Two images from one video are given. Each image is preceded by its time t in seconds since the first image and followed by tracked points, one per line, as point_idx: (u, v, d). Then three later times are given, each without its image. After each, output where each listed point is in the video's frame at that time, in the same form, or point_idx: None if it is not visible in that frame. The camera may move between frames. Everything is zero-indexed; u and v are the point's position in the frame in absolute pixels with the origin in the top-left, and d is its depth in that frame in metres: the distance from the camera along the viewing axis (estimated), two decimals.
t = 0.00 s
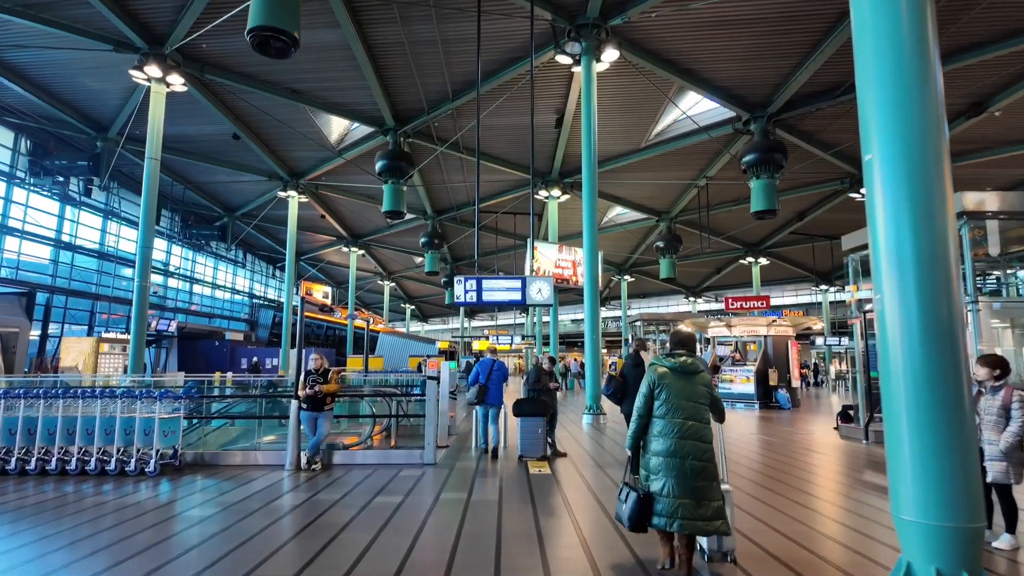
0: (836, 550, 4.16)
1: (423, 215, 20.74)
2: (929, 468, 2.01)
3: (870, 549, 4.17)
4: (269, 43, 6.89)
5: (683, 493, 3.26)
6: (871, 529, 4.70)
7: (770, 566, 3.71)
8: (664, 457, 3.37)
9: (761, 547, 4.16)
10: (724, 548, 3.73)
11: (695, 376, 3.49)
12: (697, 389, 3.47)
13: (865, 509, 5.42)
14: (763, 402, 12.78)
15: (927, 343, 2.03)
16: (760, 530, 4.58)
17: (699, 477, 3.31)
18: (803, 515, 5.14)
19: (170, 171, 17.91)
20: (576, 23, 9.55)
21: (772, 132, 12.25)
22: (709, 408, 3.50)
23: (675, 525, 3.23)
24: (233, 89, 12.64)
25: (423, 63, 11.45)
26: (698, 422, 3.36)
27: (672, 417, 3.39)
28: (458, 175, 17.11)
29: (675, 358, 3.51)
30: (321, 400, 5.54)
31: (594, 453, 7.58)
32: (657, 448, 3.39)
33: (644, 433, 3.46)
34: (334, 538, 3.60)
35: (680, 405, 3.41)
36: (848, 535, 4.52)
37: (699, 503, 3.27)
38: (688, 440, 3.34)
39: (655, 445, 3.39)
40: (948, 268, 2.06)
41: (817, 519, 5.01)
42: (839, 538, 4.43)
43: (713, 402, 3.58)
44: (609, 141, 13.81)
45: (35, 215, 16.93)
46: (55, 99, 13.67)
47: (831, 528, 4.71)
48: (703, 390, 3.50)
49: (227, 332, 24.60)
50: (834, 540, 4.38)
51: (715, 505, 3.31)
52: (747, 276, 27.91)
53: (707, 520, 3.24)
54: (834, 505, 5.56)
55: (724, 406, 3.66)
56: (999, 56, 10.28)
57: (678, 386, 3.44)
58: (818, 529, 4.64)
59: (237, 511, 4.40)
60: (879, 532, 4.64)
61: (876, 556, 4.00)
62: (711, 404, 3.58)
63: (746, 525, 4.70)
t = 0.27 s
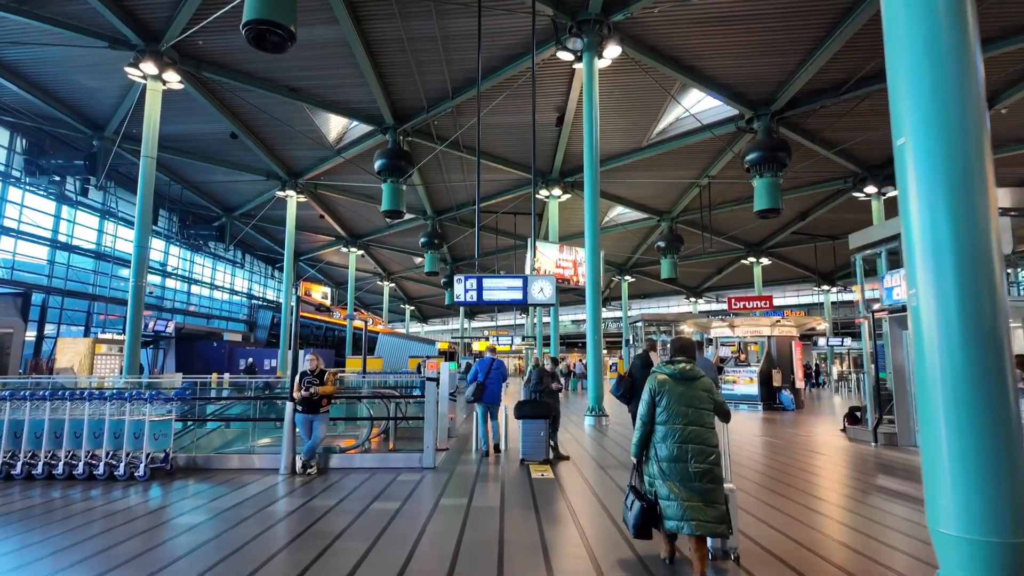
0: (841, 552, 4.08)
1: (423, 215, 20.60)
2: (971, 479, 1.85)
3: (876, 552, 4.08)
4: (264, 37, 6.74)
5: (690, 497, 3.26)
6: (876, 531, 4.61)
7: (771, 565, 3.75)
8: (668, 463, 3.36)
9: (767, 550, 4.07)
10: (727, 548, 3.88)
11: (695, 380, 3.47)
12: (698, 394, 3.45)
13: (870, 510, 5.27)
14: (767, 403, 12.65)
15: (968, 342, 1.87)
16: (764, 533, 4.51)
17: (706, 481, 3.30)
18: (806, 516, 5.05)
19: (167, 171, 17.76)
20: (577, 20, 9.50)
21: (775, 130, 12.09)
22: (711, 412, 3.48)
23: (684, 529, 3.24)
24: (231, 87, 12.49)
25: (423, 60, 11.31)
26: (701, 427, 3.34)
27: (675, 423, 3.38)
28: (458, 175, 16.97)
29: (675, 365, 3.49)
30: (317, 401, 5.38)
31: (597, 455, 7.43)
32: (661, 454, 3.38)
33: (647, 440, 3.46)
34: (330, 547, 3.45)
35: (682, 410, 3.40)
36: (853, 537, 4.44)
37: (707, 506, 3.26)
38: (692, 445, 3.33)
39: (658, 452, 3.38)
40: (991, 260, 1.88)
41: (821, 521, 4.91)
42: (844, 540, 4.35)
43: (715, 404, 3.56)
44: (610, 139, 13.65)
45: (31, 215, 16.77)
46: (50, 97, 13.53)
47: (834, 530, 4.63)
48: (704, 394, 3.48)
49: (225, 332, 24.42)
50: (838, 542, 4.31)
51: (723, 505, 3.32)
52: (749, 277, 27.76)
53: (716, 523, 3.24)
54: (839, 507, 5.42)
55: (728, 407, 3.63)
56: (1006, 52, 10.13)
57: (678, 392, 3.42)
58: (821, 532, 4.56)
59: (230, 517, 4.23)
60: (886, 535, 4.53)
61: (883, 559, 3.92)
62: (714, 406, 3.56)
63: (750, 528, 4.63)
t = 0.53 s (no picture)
0: (847, 557, 4.01)
1: (423, 215, 20.44)
2: None
3: (885, 559, 3.98)
4: (260, 32, 6.58)
5: (691, 494, 3.33)
6: (884, 536, 4.50)
7: (770, 565, 3.83)
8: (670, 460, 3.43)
9: (774, 556, 4.00)
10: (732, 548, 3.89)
11: (699, 379, 3.57)
12: (702, 392, 3.54)
13: (878, 515, 5.12)
14: (771, 405, 12.49)
15: (1016, 352, 1.71)
16: (768, 537, 4.44)
17: (706, 477, 3.38)
18: (811, 520, 4.95)
19: (165, 171, 17.62)
20: (579, 16, 9.31)
21: (779, 129, 11.92)
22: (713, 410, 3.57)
23: (684, 524, 3.31)
24: (228, 86, 12.34)
25: (422, 58, 11.15)
26: (703, 425, 3.43)
27: (677, 420, 3.47)
28: (459, 175, 16.82)
29: (678, 363, 3.58)
30: (312, 406, 5.20)
31: (600, 458, 7.30)
32: (664, 450, 3.46)
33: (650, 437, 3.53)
34: (324, 559, 3.29)
35: (685, 408, 3.49)
36: (859, 542, 4.36)
37: (706, 502, 3.35)
38: (694, 442, 3.41)
39: (661, 449, 3.45)
40: None
41: (826, 525, 4.81)
42: (850, 545, 4.27)
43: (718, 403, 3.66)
44: (612, 139, 13.49)
45: (27, 216, 16.64)
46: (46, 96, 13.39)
47: (840, 534, 4.54)
48: (707, 392, 3.56)
49: (224, 334, 24.29)
50: (843, 547, 4.24)
51: (722, 501, 3.40)
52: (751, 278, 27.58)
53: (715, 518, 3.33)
54: (844, 511, 5.28)
55: (730, 406, 3.72)
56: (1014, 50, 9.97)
57: (682, 390, 3.51)
58: (827, 536, 4.48)
59: (223, 526, 4.06)
60: (895, 541, 4.41)
61: (891, 566, 3.84)
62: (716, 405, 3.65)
63: (754, 533, 4.55)
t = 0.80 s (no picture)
0: (858, 561, 3.89)
1: (425, 215, 20.32)
2: None
3: (898, 563, 3.85)
4: (258, 26, 6.46)
5: (696, 497, 3.43)
6: (895, 540, 4.37)
7: (776, 565, 3.77)
8: (678, 462, 3.54)
9: (783, 560, 3.89)
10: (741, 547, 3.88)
11: (710, 384, 3.63)
12: (713, 397, 3.61)
13: (889, 518, 4.96)
14: (778, 407, 12.34)
15: None
16: (777, 540, 4.32)
17: (713, 481, 3.46)
18: (820, 523, 4.82)
19: (166, 170, 17.52)
20: (584, 11, 9.18)
21: (786, 127, 11.77)
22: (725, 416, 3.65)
23: (688, 526, 3.40)
24: (228, 84, 12.23)
25: (424, 55, 11.02)
26: (712, 429, 3.51)
27: (687, 424, 3.57)
28: (461, 174, 16.70)
29: (690, 369, 3.68)
30: (312, 408, 5.06)
31: (605, 460, 7.16)
32: (673, 453, 3.57)
33: (662, 440, 3.65)
34: (323, 568, 3.15)
35: (695, 412, 3.58)
36: (869, 545, 4.24)
37: (711, 506, 3.43)
38: (703, 446, 3.50)
39: (671, 452, 3.57)
40: None
41: (836, 528, 4.68)
42: (861, 548, 4.16)
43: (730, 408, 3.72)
44: (616, 137, 13.34)
45: (27, 215, 16.55)
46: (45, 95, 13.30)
47: (849, 537, 4.42)
48: (719, 398, 3.64)
49: (225, 335, 24.19)
50: (854, 550, 4.13)
51: (729, 505, 3.47)
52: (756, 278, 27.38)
53: (720, 521, 3.41)
54: (853, 514, 5.13)
55: (743, 413, 3.77)
56: None
57: (692, 395, 3.61)
58: (837, 539, 4.36)
59: (220, 532, 3.93)
60: (904, 542, 4.32)
61: (904, 570, 3.71)
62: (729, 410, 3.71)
63: (762, 536, 4.45)
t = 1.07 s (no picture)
0: (865, 562, 3.80)
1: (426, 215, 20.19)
2: None
3: (906, 565, 3.76)
4: (257, 19, 6.34)
5: (709, 489, 3.52)
6: (903, 541, 4.28)
7: (781, 564, 3.69)
8: (689, 455, 3.66)
9: (788, 559, 3.81)
10: (750, 541, 3.84)
11: (718, 379, 3.75)
12: (721, 392, 3.74)
13: (897, 520, 4.86)
14: (783, 408, 12.22)
15: None
16: (782, 540, 4.25)
17: (723, 473, 3.56)
18: (826, 524, 4.74)
19: (165, 169, 17.42)
20: (587, 6, 9.07)
21: (791, 125, 11.63)
22: (733, 410, 3.76)
23: (702, 516, 3.51)
24: (228, 82, 12.12)
25: (426, 52, 10.91)
26: (721, 424, 3.63)
27: (697, 418, 3.69)
28: (463, 173, 16.57)
29: (699, 365, 3.80)
30: (311, 408, 4.94)
31: (609, 462, 7.04)
32: (685, 446, 3.69)
33: (674, 434, 3.77)
34: None
35: (706, 407, 3.69)
36: (876, 546, 4.16)
37: (723, 497, 3.52)
38: (713, 440, 3.61)
39: (682, 445, 3.70)
40: None
41: (841, 529, 4.60)
42: (867, 549, 4.07)
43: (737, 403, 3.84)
44: (619, 135, 13.21)
45: (26, 215, 16.46)
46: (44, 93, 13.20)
47: (855, 538, 4.34)
48: (727, 393, 3.76)
49: (225, 335, 24.09)
50: (859, 550, 4.05)
51: (742, 497, 3.55)
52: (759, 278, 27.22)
53: (732, 512, 3.50)
54: (860, 515, 5.04)
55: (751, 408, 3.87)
56: None
57: (702, 389, 3.72)
58: (843, 540, 4.27)
59: (216, 536, 3.80)
60: (911, 543, 4.23)
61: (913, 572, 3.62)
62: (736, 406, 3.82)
63: (767, 536, 4.36)
